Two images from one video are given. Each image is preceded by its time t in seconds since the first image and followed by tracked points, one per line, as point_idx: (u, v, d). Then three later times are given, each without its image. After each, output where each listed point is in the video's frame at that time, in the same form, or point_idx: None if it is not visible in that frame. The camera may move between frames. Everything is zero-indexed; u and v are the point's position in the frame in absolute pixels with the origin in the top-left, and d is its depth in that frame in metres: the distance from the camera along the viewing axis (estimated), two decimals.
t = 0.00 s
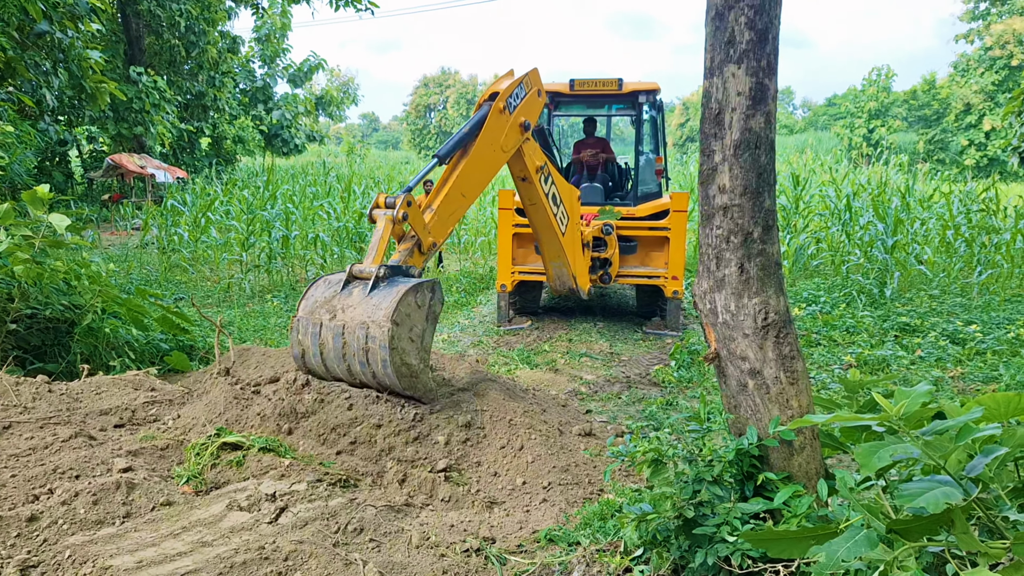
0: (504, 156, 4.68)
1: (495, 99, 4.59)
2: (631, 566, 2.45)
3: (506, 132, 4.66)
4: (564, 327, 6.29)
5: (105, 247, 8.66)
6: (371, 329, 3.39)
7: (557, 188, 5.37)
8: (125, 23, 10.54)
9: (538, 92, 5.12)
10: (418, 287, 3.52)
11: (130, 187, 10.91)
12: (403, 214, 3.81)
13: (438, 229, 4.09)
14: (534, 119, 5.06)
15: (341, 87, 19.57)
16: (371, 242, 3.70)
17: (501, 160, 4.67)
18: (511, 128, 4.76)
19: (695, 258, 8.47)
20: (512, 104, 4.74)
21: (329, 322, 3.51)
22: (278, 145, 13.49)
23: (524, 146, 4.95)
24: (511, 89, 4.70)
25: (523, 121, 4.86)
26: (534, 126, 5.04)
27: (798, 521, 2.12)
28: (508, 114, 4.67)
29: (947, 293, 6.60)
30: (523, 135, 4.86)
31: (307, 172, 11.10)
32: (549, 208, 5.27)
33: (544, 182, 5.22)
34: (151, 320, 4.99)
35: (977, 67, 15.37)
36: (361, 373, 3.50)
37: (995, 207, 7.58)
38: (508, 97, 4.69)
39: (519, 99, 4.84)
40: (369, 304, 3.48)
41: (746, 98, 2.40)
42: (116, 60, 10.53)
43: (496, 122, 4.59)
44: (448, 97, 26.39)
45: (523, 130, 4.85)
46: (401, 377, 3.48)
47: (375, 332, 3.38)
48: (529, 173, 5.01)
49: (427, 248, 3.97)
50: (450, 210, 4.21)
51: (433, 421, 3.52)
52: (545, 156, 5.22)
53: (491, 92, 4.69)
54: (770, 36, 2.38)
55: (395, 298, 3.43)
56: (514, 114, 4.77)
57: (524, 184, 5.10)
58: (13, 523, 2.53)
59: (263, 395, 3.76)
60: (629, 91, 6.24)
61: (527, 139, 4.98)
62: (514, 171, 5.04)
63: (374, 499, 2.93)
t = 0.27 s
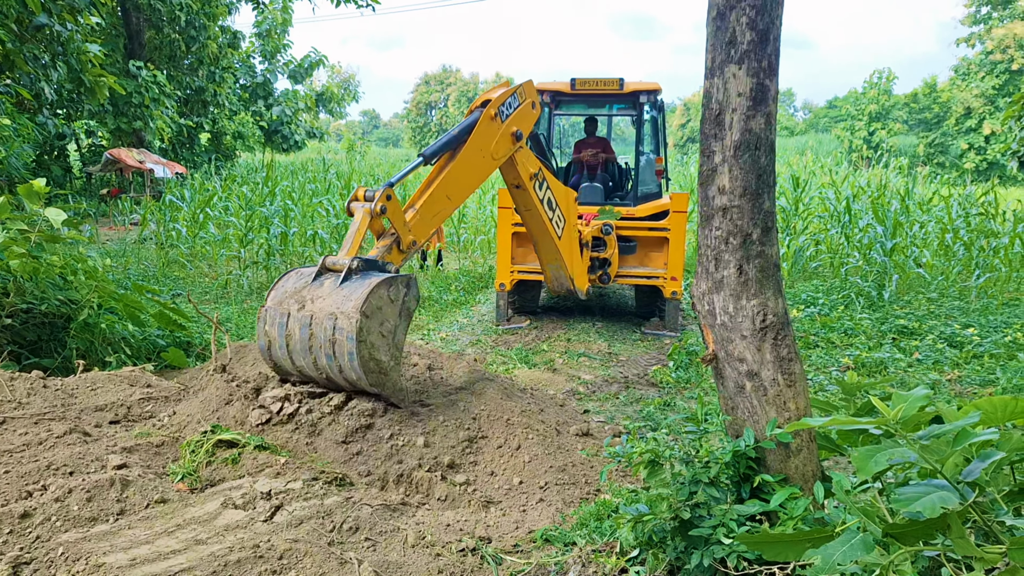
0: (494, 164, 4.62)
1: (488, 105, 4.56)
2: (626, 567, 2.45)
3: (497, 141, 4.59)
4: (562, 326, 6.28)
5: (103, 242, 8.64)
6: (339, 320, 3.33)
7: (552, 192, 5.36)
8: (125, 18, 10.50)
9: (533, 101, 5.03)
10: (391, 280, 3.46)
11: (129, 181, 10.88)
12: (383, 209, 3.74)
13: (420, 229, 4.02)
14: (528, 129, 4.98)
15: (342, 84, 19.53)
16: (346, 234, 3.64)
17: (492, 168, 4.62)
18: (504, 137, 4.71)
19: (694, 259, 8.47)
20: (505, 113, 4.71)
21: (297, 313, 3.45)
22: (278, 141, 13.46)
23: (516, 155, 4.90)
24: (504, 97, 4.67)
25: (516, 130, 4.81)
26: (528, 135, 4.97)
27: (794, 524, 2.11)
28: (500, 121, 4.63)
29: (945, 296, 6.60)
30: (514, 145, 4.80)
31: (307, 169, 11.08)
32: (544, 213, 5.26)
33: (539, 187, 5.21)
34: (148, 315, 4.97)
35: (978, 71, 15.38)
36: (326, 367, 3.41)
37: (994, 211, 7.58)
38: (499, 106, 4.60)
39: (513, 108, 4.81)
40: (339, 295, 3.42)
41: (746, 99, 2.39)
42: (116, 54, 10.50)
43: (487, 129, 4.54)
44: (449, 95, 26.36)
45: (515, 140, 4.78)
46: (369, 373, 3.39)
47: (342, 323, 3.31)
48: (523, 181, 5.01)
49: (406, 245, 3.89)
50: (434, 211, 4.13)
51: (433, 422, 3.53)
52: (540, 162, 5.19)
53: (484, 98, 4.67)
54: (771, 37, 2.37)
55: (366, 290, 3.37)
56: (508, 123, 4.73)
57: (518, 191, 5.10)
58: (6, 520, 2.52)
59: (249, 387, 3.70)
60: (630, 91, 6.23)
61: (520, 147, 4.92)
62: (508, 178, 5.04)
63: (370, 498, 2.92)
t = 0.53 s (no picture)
0: (483, 175, 4.55)
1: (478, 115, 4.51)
2: (626, 568, 2.44)
3: (486, 151, 4.55)
4: (560, 325, 6.26)
5: (99, 240, 8.60)
6: (307, 313, 3.22)
7: (547, 198, 5.33)
8: (122, 15, 10.46)
9: (525, 116, 5.03)
10: (364, 275, 3.37)
11: (125, 179, 10.85)
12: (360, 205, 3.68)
13: (401, 231, 3.93)
14: (520, 143, 4.95)
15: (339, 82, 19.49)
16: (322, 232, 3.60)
17: (480, 179, 4.55)
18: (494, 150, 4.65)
19: (692, 259, 8.46)
20: (496, 124, 4.65)
21: (264, 306, 3.35)
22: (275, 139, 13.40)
23: (507, 166, 4.86)
24: (495, 109, 4.62)
25: (506, 143, 4.75)
26: (519, 148, 4.94)
27: (794, 526, 2.10)
28: (490, 132, 4.58)
29: (941, 296, 6.60)
30: (504, 157, 4.75)
31: (304, 167, 11.05)
32: (540, 219, 5.25)
33: (533, 195, 5.17)
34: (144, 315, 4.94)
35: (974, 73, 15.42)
36: (291, 363, 3.29)
37: (990, 211, 7.59)
38: (490, 116, 4.58)
39: (504, 120, 4.76)
40: (308, 288, 3.33)
41: (746, 100, 2.38)
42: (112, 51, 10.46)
43: (475, 138, 4.49)
44: (446, 94, 26.35)
45: (505, 152, 4.73)
46: (334, 371, 3.26)
47: (309, 316, 3.20)
48: (516, 191, 4.98)
49: (384, 247, 3.82)
50: (415, 214, 4.05)
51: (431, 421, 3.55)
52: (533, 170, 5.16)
53: (474, 109, 4.63)
54: (771, 38, 2.36)
55: (336, 284, 3.28)
56: (498, 135, 4.68)
57: (511, 201, 5.07)
58: None
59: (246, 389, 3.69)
60: (629, 91, 6.20)
61: (511, 159, 4.89)
62: (500, 189, 5.01)
63: (369, 498, 2.90)
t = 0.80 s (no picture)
0: (469, 190, 4.49)
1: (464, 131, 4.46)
2: (628, 568, 2.44)
3: (473, 166, 4.50)
4: (557, 325, 6.26)
5: (93, 241, 8.56)
6: (278, 327, 3.19)
7: (540, 206, 5.29)
8: (115, 14, 10.40)
9: (515, 133, 4.99)
10: (339, 289, 3.34)
11: (118, 179, 10.79)
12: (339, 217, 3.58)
13: (381, 244, 3.87)
14: (509, 159, 4.89)
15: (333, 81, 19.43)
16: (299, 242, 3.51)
17: (466, 195, 4.49)
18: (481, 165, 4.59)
19: (688, 258, 8.47)
20: (483, 140, 4.61)
21: (236, 318, 3.33)
22: (270, 139, 13.30)
23: (495, 181, 4.80)
24: (481, 125, 4.58)
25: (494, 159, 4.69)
26: (508, 163, 4.88)
27: (797, 526, 2.10)
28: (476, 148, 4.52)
29: (937, 294, 6.62)
30: (492, 173, 4.68)
31: (298, 166, 11.00)
32: (533, 228, 5.21)
33: (524, 206, 5.12)
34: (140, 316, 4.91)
35: (967, 71, 15.47)
36: (261, 378, 3.27)
37: (985, 209, 7.62)
38: (477, 132, 4.55)
39: (491, 136, 4.71)
40: (280, 301, 3.31)
41: (748, 98, 2.37)
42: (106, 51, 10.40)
43: (462, 154, 4.44)
44: (441, 93, 26.30)
45: (493, 167, 4.67)
46: (306, 387, 3.23)
47: (280, 329, 3.18)
48: (507, 204, 4.93)
49: (365, 261, 3.73)
50: (397, 230, 3.98)
51: (428, 421, 3.55)
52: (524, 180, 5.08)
53: (461, 124, 4.58)
54: (772, 37, 2.35)
55: (309, 296, 3.25)
56: (485, 150, 4.62)
57: (502, 212, 5.03)
58: None
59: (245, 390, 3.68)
60: (625, 90, 6.19)
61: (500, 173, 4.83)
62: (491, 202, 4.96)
63: (369, 499, 2.89)
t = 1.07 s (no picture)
0: (470, 192, 4.45)
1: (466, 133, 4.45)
2: (636, 568, 2.44)
3: (475, 168, 4.46)
4: (560, 324, 6.26)
5: (94, 242, 8.56)
6: (285, 341, 3.12)
7: (541, 206, 5.28)
8: (113, 15, 10.39)
9: (515, 134, 4.98)
10: (344, 301, 3.26)
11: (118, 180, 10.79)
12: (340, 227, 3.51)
13: (383, 250, 3.81)
14: (510, 160, 4.87)
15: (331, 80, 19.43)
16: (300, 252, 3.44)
17: (467, 195, 4.45)
18: (483, 166, 4.55)
19: (690, 256, 8.46)
20: (484, 141, 4.57)
21: (241, 332, 3.25)
22: (268, 139, 13.18)
23: (497, 182, 4.77)
24: (483, 126, 4.55)
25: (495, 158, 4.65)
26: (509, 164, 4.86)
27: (806, 526, 2.10)
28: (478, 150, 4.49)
29: (939, 291, 6.61)
30: (494, 173, 4.65)
31: (298, 166, 11.00)
32: (534, 227, 5.20)
33: (525, 206, 5.11)
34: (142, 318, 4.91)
35: (967, 66, 15.45)
36: (269, 391, 3.21)
37: (986, 206, 7.61)
38: (479, 134, 4.52)
39: (492, 137, 4.67)
40: (286, 314, 3.22)
41: (755, 96, 2.37)
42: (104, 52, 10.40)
43: (464, 156, 4.41)
44: (439, 91, 26.28)
45: (495, 168, 4.64)
46: (314, 399, 3.18)
47: (287, 344, 3.10)
48: (509, 204, 4.92)
49: (366, 266, 3.69)
50: (400, 234, 3.92)
51: (432, 420, 3.55)
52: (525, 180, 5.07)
53: (462, 128, 4.55)
54: (780, 34, 2.35)
55: (315, 309, 3.17)
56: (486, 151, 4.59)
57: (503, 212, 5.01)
58: (5, 528, 2.49)
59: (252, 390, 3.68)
60: (626, 87, 6.18)
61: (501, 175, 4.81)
62: (492, 203, 4.93)
63: (374, 500, 2.89)
